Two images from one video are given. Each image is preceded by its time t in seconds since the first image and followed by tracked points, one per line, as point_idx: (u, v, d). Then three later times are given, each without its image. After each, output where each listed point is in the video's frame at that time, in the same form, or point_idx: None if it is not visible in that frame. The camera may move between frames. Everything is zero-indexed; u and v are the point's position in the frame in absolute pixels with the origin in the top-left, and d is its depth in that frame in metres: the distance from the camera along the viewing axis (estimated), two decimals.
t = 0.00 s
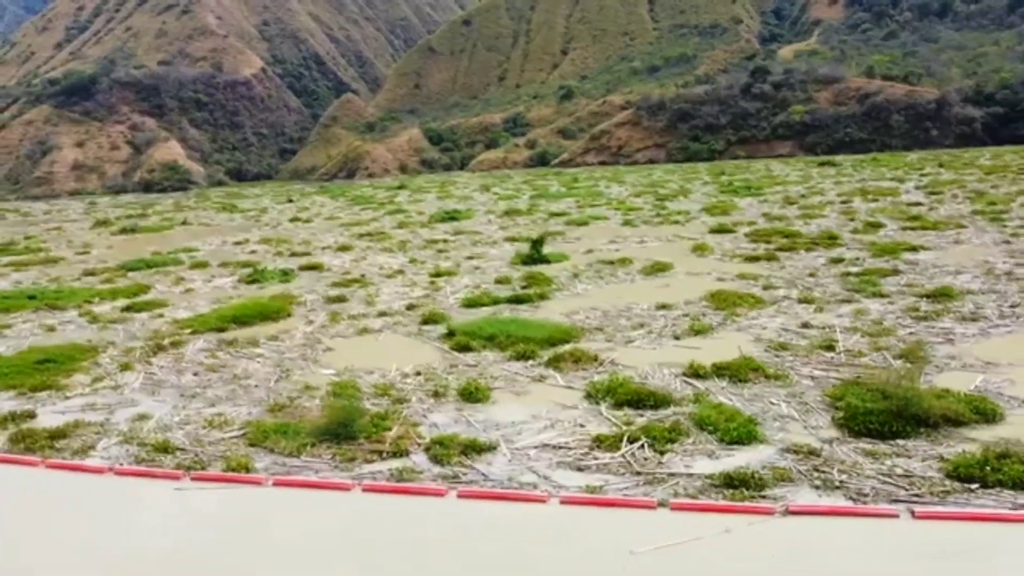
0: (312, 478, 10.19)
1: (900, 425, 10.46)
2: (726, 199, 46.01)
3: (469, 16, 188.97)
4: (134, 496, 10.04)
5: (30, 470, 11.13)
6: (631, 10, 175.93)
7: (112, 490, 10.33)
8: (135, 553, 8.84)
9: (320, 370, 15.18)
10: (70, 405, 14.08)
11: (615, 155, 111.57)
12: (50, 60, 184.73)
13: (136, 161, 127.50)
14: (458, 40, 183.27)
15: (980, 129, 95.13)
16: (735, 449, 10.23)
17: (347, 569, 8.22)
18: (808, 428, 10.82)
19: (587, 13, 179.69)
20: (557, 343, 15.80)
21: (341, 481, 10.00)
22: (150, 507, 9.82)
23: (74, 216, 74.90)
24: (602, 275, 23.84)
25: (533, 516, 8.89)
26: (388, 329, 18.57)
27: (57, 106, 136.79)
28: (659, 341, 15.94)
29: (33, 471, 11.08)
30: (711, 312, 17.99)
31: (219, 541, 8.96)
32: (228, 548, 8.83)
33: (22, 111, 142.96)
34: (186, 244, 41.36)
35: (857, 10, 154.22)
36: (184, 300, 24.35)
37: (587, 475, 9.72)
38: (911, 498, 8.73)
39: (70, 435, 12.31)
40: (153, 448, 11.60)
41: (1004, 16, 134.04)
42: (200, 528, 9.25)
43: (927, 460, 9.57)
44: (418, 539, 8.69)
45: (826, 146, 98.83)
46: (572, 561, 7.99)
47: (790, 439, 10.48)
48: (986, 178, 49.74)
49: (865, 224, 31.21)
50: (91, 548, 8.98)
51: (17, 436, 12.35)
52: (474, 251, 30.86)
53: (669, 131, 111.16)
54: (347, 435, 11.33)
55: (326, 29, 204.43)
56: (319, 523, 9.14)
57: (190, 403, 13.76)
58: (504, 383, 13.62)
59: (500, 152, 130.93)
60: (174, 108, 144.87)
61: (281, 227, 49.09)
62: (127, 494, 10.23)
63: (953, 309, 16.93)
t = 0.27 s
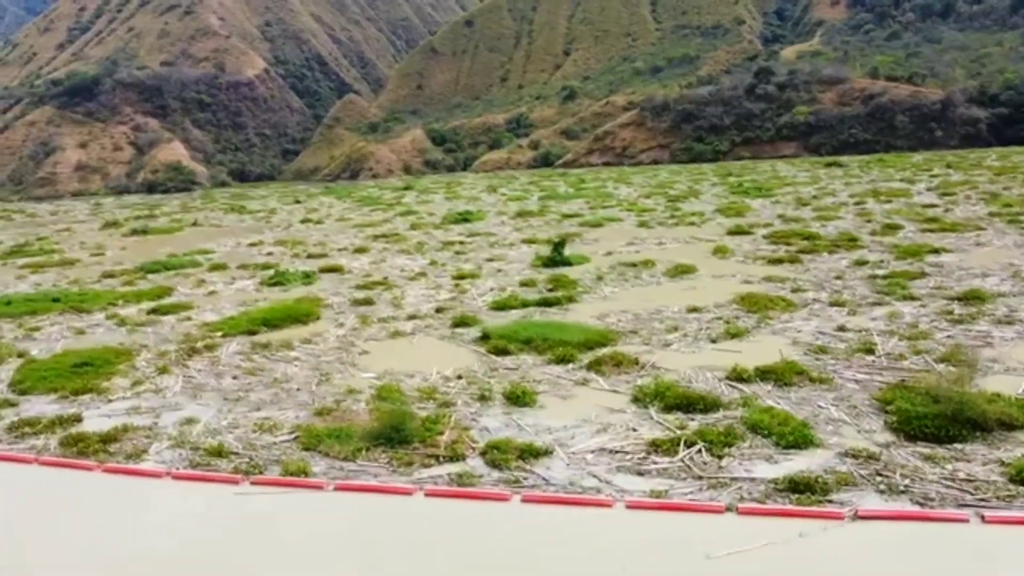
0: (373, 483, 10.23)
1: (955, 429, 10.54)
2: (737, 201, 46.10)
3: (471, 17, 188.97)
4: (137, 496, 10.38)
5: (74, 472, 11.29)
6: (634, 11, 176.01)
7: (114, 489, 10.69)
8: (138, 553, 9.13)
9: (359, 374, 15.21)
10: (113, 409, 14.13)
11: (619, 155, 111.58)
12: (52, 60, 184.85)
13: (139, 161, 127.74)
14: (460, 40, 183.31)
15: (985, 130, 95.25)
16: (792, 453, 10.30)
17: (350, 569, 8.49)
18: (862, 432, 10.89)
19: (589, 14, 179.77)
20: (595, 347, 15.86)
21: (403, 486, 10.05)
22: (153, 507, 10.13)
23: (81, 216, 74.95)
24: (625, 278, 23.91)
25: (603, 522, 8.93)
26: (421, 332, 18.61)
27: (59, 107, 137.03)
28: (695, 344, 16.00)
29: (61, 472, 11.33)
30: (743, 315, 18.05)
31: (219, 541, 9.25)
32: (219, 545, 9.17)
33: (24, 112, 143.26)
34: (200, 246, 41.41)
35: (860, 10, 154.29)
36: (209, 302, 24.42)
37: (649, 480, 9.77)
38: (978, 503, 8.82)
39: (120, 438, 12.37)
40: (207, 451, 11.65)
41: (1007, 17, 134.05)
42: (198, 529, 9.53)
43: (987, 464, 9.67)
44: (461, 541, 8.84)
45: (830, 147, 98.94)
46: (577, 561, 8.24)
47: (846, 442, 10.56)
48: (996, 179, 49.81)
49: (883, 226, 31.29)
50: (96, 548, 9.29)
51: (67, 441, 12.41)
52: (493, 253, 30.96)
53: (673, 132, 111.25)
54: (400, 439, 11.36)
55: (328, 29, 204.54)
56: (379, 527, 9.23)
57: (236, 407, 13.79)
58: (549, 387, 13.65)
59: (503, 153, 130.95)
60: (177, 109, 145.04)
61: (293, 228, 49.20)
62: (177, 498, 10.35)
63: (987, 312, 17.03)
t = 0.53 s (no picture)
0: (433, 487, 10.26)
1: (1008, 434, 10.62)
2: (750, 202, 46.13)
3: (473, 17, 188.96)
4: (141, 497, 10.65)
5: (126, 475, 11.38)
6: (636, 12, 175.93)
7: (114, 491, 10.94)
8: (133, 554, 9.33)
9: (400, 377, 15.24)
10: (158, 413, 14.18)
11: (623, 156, 111.51)
12: (54, 61, 184.68)
13: (142, 162, 127.88)
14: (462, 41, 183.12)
15: (990, 130, 95.23)
16: (849, 457, 10.38)
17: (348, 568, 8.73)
18: (916, 436, 10.97)
19: (591, 14, 179.78)
20: (632, 350, 15.93)
21: (463, 491, 10.09)
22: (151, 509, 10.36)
23: (89, 218, 74.99)
24: (649, 280, 23.96)
25: (671, 527, 8.99)
26: (453, 334, 18.66)
27: (62, 108, 137.20)
28: (732, 347, 16.06)
29: (98, 476, 11.49)
30: (776, 318, 18.12)
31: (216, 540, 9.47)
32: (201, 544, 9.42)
33: (26, 113, 143.45)
34: (215, 247, 41.47)
35: (862, 11, 154.29)
36: (234, 305, 24.50)
37: (711, 485, 9.82)
38: None
39: (170, 443, 12.42)
40: (261, 456, 11.69)
41: (1010, 18, 133.96)
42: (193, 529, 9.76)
43: None
44: (497, 541, 8.99)
45: (834, 147, 99.02)
46: (578, 561, 8.47)
47: (901, 447, 10.63)
48: (1007, 180, 49.82)
49: (902, 229, 31.33)
50: (92, 548, 9.53)
51: (118, 445, 12.47)
52: (511, 255, 31.01)
53: (677, 132, 111.25)
54: (454, 443, 11.39)
55: (330, 30, 204.52)
56: (436, 529, 9.34)
57: (281, 411, 13.81)
58: (593, 392, 13.69)
59: (506, 154, 130.98)
60: (180, 109, 145.04)
61: (305, 229, 49.26)
62: (230, 500, 10.45)
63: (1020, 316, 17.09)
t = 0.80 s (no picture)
0: (492, 492, 10.30)
1: None
2: (761, 203, 46.19)
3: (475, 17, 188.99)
4: (154, 499, 10.89)
5: (173, 478, 11.48)
6: (638, 12, 175.96)
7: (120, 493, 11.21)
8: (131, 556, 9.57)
9: (439, 381, 15.28)
10: (201, 416, 14.23)
11: (627, 157, 111.49)
12: (56, 61, 184.64)
13: (145, 163, 127.89)
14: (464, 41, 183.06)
15: (994, 131, 95.30)
16: (905, 461, 10.47)
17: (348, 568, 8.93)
18: (968, 440, 11.06)
19: (593, 14, 179.81)
20: (668, 354, 15.99)
21: (524, 497, 10.13)
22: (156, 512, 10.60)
23: (96, 219, 75.03)
24: (673, 282, 23.99)
25: (734, 532, 9.04)
26: (485, 337, 18.71)
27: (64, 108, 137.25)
28: (768, 351, 16.11)
29: (135, 478, 11.64)
30: (807, 321, 18.18)
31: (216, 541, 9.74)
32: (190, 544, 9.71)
33: (29, 113, 143.51)
34: (229, 249, 41.51)
35: (864, 11, 154.28)
36: (258, 307, 24.54)
37: (771, 489, 9.90)
38: None
39: (220, 447, 12.48)
40: (313, 460, 11.74)
41: (1012, 18, 133.94)
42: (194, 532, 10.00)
43: None
44: (528, 545, 9.15)
45: (839, 148, 99.11)
46: (572, 561, 8.73)
47: (954, 451, 10.73)
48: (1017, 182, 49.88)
49: (919, 231, 31.40)
50: (95, 548, 9.79)
51: (166, 449, 12.53)
52: (529, 258, 31.07)
53: (681, 133, 111.26)
54: (506, 448, 11.43)
55: (332, 30, 204.47)
56: (487, 532, 9.45)
57: (325, 415, 13.85)
58: (637, 395, 13.74)
59: (509, 154, 131.01)
60: (182, 110, 145.05)
61: (316, 231, 49.29)
62: (281, 502, 10.57)
63: None
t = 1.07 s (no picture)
0: (549, 497, 10.36)
1: None
2: (773, 205, 46.23)
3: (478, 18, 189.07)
4: (159, 499, 11.15)
5: (227, 483, 11.55)
6: (640, 13, 175.97)
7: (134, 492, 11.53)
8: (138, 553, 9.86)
9: (478, 385, 15.32)
10: (246, 421, 14.30)
11: (631, 157, 111.53)
12: (58, 62, 184.72)
13: (148, 164, 127.97)
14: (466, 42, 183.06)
15: (999, 132, 95.24)
16: (961, 466, 10.57)
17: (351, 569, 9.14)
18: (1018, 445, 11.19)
19: (595, 14, 179.73)
20: (704, 357, 16.07)
21: (584, 501, 10.18)
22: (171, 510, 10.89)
23: (105, 220, 75.11)
24: (697, 285, 24.05)
25: (802, 537, 9.14)
26: (517, 341, 18.76)
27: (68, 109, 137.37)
28: (804, 354, 16.18)
29: (183, 483, 11.74)
30: (840, 324, 18.25)
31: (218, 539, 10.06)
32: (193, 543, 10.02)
33: (32, 114, 143.66)
34: (244, 251, 41.58)
35: (867, 12, 154.27)
36: (283, 310, 24.62)
37: (831, 494, 9.98)
38: None
39: (270, 452, 12.51)
40: (367, 465, 11.76)
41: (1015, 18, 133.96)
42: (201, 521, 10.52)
43: None
44: (551, 544, 9.34)
45: (843, 149, 99.23)
46: (575, 562, 8.95)
47: (1006, 456, 10.84)
48: None
49: (937, 233, 31.43)
50: (95, 548, 10.02)
51: (215, 453, 12.62)
52: (548, 260, 31.12)
53: (685, 134, 111.27)
54: (559, 453, 11.48)
55: (334, 31, 204.47)
56: (540, 537, 9.51)
57: (370, 419, 13.90)
58: (681, 399, 13.82)
59: (513, 155, 131.10)
60: (185, 111, 145.11)
61: (328, 232, 49.38)
62: (339, 510, 10.54)
63: None
